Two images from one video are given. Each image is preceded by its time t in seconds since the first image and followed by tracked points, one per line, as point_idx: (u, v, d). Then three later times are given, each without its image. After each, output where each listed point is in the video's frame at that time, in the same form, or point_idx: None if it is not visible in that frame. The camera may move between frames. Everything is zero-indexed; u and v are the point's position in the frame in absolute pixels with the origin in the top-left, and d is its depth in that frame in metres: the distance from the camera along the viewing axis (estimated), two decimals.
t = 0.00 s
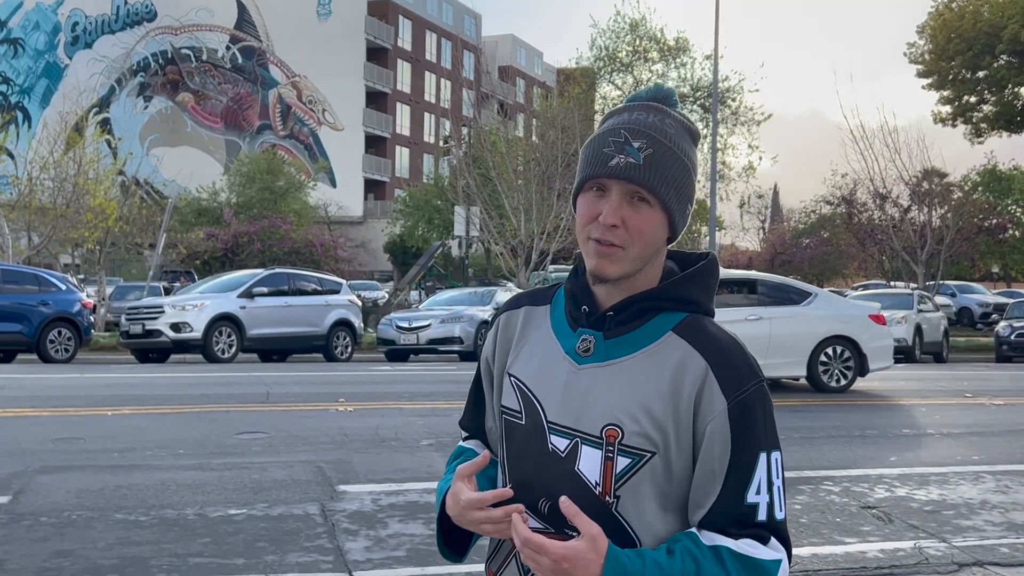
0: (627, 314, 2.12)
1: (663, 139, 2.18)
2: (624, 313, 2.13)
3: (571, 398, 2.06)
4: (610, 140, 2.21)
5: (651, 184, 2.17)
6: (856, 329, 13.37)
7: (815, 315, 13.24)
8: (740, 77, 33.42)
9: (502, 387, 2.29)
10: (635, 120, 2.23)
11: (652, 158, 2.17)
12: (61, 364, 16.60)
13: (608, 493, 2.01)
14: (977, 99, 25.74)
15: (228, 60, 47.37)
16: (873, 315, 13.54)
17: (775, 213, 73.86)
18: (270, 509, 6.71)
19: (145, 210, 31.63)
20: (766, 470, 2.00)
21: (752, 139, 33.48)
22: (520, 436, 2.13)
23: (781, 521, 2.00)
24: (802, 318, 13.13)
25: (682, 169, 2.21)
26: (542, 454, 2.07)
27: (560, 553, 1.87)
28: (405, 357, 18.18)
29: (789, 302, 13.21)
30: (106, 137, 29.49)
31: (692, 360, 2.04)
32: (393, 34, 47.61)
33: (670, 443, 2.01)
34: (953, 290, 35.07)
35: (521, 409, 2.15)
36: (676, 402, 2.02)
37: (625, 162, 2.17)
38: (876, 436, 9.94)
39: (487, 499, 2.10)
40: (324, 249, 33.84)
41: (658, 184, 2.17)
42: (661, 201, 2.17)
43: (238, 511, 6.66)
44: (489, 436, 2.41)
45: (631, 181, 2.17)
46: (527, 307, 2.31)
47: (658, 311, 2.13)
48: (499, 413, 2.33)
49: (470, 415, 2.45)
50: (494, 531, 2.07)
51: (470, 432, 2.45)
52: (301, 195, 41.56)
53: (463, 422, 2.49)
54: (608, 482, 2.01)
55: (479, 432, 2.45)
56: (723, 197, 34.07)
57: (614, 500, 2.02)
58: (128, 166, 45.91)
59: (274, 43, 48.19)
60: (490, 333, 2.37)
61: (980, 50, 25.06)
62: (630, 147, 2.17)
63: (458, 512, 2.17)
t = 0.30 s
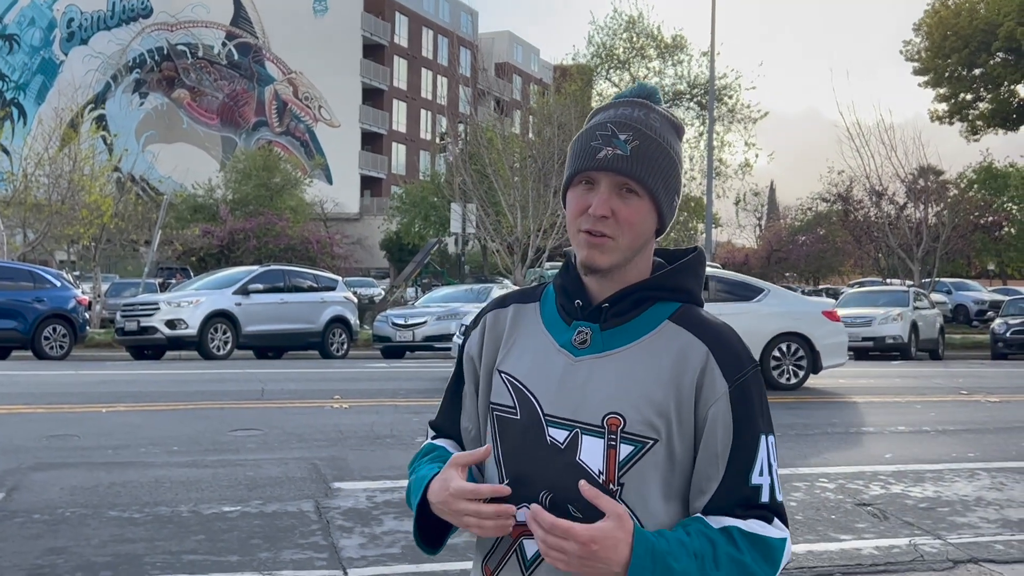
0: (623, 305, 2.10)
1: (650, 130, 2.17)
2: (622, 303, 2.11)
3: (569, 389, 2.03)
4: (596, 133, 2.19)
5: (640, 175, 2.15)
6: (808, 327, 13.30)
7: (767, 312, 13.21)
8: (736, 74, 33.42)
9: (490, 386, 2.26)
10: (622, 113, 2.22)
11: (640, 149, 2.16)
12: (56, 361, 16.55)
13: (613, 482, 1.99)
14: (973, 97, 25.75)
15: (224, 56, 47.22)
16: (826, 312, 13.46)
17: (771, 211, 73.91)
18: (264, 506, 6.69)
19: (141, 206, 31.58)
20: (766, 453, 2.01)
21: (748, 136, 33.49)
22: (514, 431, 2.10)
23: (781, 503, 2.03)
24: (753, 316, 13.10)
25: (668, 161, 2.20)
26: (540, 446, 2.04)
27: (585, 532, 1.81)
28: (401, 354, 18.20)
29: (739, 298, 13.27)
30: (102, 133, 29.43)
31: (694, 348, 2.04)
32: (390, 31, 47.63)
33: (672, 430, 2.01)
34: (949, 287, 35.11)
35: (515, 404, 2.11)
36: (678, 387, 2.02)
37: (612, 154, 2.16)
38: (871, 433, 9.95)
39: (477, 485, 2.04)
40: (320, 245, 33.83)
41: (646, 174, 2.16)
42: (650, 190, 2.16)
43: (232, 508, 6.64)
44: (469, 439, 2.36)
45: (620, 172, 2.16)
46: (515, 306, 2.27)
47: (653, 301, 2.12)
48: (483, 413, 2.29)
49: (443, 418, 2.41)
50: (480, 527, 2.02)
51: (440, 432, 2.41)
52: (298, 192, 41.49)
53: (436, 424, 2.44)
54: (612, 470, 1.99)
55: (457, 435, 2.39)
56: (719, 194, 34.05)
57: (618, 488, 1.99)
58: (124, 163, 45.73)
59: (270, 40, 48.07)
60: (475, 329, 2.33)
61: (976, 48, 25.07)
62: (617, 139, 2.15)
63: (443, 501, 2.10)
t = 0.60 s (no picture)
0: (626, 302, 2.09)
1: (639, 133, 2.16)
2: (624, 301, 2.10)
3: (574, 386, 2.03)
4: (587, 139, 2.18)
5: (634, 177, 2.14)
6: (766, 327, 13.31)
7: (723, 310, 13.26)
8: (734, 73, 33.42)
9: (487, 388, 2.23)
10: (610, 116, 2.20)
11: (631, 151, 2.15)
12: (53, 360, 16.51)
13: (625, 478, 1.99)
14: (970, 97, 25.74)
15: (221, 56, 46.84)
16: (785, 312, 13.48)
17: (768, 210, 73.94)
18: (260, 506, 6.67)
19: (138, 205, 31.60)
20: (780, 440, 2.03)
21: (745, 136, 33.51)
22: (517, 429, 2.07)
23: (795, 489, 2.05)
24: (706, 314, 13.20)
25: (658, 159, 2.18)
26: (548, 444, 2.03)
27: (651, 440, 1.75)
28: (397, 353, 18.24)
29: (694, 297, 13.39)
30: (98, 132, 29.40)
31: (703, 341, 2.05)
32: (387, 30, 47.61)
33: (681, 424, 2.01)
34: (945, 286, 35.10)
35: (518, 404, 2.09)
36: (687, 383, 2.02)
37: (606, 158, 2.14)
38: (867, 432, 9.95)
39: (504, 378, 1.95)
40: (317, 245, 33.83)
41: (639, 175, 2.15)
42: (645, 191, 2.15)
43: (228, 508, 6.62)
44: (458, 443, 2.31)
45: (612, 176, 2.15)
46: (512, 307, 2.24)
47: (655, 298, 2.11)
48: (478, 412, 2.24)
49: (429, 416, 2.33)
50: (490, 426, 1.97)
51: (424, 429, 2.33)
52: (294, 191, 41.41)
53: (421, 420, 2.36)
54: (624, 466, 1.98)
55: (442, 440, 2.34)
56: (716, 193, 34.01)
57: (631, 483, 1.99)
58: (121, 162, 45.70)
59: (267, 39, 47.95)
60: (470, 332, 2.30)
61: (972, 47, 25.07)
62: (609, 143, 2.14)
63: (460, 412, 1.99)
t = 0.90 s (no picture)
0: (631, 307, 2.09)
1: (641, 135, 2.16)
2: (630, 305, 2.10)
3: (582, 394, 2.03)
4: (589, 140, 2.18)
5: (634, 178, 2.15)
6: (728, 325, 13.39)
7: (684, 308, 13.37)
8: (731, 74, 33.46)
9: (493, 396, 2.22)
10: (611, 118, 2.21)
11: (632, 153, 2.15)
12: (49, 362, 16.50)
13: (636, 482, 1.99)
14: (966, 98, 25.77)
15: (218, 56, 47.01)
16: (747, 311, 13.48)
17: (766, 210, 73.98)
18: (257, 508, 6.67)
19: (134, 207, 31.59)
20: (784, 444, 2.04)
21: (742, 137, 33.55)
22: (523, 436, 2.08)
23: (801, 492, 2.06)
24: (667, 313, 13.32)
25: (659, 161, 2.19)
26: (556, 450, 2.04)
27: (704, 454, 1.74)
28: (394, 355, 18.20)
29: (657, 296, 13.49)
30: (95, 133, 29.39)
31: (709, 343, 2.05)
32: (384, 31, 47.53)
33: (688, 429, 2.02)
34: (942, 287, 35.17)
35: (525, 411, 2.08)
36: (695, 388, 2.03)
37: (607, 159, 2.15)
38: (864, 433, 9.95)
39: (502, 361, 1.92)
40: (314, 245, 33.83)
41: (641, 175, 2.15)
42: (647, 192, 2.15)
43: (226, 510, 6.62)
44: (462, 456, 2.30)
45: (614, 177, 2.15)
46: (514, 314, 2.23)
47: (659, 302, 2.11)
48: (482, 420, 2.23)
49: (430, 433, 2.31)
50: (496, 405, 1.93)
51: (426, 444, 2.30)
52: (291, 192, 41.36)
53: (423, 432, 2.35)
54: (635, 471, 1.98)
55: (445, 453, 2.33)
56: (713, 195, 34.00)
57: (641, 488, 1.99)
58: (117, 163, 45.69)
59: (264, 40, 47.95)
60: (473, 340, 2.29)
61: (969, 48, 25.10)
62: (611, 145, 2.15)
63: (467, 411, 1.96)
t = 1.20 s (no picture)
0: (642, 312, 2.11)
1: (633, 131, 2.20)
2: (641, 311, 2.11)
3: (597, 402, 2.03)
4: (584, 142, 2.20)
5: (635, 168, 2.17)
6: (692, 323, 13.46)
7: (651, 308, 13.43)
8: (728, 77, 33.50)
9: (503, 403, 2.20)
10: (596, 121, 2.24)
11: (629, 145, 2.18)
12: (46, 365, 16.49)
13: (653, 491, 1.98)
14: (963, 99, 25.78)
15: (215, 58, 47.13)
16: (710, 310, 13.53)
17: (763, 213, 74.11)
18: (255, 510, 6.67)
19: (131, 209, 31.57)
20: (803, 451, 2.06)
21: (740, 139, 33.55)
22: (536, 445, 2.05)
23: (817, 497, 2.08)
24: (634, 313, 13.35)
25: (654, 155, 2.23)
26: (569, 459, 2.02)
27: (672, 447, 1.78)
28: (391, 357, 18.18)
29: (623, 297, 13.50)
30: (92, 135, 29.38)
31: (724, 349, 2.06)
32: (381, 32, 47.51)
33: (705, 435, 2.03)
34: (940, 289, 35.21)
35: (536, 420, 2.06)
36: (712, 396, 2.04)
37: (605, 154, 2.17)
38: (861, 435, 9.96)
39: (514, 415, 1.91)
40: (312, 248, 33.83)
41: (641, 166, 2.18)
42: (648, 183, 2.18)
43: (223, 512, 6.62)
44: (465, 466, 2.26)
45: (617, 170, 2.17)
46: (523, 321, 2.22)
47: (671, 307, 2.12)
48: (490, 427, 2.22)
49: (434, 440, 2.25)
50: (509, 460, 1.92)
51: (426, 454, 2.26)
52: (288, 194, 41.31)
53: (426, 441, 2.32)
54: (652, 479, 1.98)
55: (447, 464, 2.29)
56: (711, 197, 33.98)
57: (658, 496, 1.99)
58: (114, 165, 45.65)
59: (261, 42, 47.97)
60: (480, 349, 2.26)
61: (965, 51, 25.15)
62: (607, 141, 2.17)
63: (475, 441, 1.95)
